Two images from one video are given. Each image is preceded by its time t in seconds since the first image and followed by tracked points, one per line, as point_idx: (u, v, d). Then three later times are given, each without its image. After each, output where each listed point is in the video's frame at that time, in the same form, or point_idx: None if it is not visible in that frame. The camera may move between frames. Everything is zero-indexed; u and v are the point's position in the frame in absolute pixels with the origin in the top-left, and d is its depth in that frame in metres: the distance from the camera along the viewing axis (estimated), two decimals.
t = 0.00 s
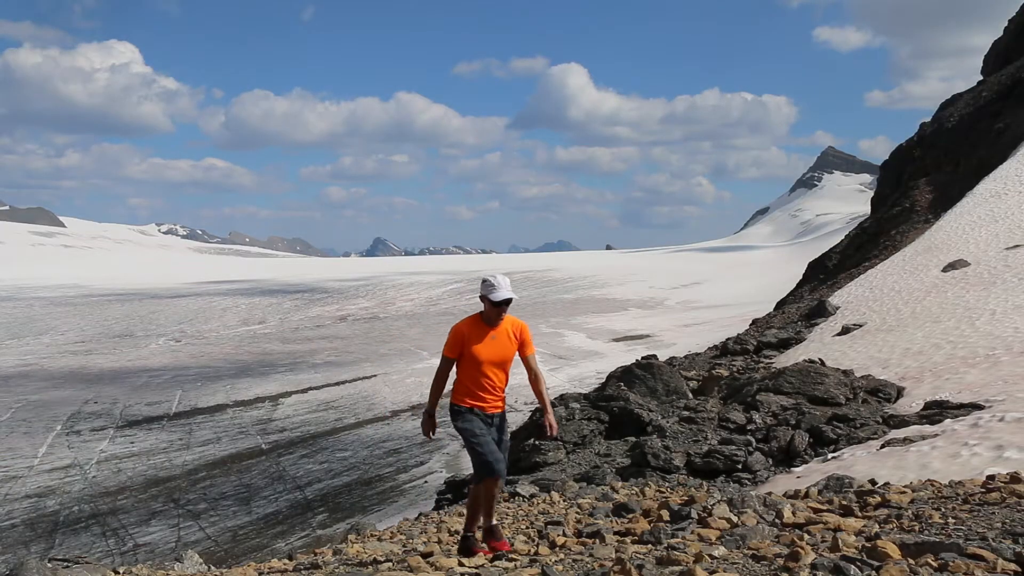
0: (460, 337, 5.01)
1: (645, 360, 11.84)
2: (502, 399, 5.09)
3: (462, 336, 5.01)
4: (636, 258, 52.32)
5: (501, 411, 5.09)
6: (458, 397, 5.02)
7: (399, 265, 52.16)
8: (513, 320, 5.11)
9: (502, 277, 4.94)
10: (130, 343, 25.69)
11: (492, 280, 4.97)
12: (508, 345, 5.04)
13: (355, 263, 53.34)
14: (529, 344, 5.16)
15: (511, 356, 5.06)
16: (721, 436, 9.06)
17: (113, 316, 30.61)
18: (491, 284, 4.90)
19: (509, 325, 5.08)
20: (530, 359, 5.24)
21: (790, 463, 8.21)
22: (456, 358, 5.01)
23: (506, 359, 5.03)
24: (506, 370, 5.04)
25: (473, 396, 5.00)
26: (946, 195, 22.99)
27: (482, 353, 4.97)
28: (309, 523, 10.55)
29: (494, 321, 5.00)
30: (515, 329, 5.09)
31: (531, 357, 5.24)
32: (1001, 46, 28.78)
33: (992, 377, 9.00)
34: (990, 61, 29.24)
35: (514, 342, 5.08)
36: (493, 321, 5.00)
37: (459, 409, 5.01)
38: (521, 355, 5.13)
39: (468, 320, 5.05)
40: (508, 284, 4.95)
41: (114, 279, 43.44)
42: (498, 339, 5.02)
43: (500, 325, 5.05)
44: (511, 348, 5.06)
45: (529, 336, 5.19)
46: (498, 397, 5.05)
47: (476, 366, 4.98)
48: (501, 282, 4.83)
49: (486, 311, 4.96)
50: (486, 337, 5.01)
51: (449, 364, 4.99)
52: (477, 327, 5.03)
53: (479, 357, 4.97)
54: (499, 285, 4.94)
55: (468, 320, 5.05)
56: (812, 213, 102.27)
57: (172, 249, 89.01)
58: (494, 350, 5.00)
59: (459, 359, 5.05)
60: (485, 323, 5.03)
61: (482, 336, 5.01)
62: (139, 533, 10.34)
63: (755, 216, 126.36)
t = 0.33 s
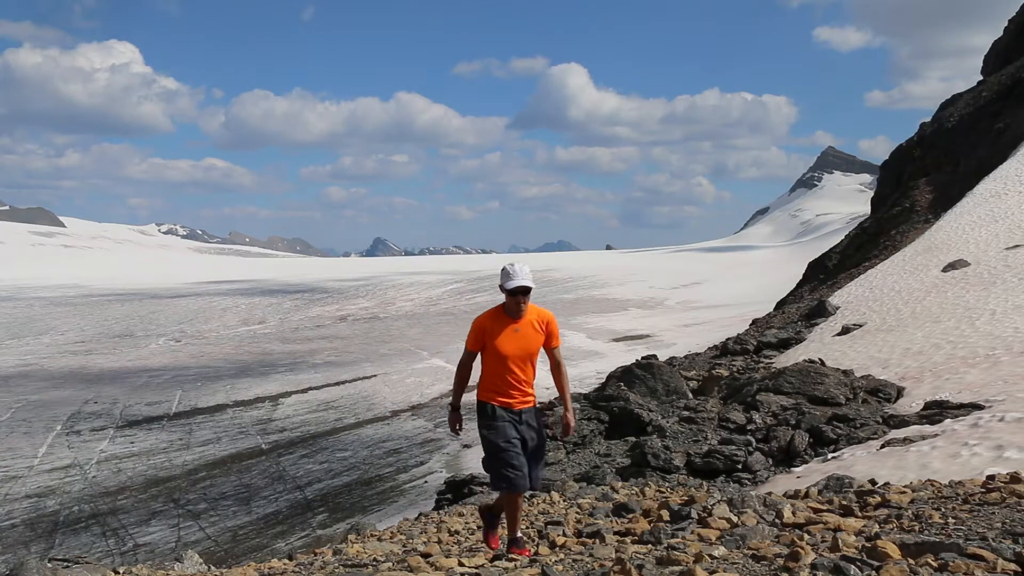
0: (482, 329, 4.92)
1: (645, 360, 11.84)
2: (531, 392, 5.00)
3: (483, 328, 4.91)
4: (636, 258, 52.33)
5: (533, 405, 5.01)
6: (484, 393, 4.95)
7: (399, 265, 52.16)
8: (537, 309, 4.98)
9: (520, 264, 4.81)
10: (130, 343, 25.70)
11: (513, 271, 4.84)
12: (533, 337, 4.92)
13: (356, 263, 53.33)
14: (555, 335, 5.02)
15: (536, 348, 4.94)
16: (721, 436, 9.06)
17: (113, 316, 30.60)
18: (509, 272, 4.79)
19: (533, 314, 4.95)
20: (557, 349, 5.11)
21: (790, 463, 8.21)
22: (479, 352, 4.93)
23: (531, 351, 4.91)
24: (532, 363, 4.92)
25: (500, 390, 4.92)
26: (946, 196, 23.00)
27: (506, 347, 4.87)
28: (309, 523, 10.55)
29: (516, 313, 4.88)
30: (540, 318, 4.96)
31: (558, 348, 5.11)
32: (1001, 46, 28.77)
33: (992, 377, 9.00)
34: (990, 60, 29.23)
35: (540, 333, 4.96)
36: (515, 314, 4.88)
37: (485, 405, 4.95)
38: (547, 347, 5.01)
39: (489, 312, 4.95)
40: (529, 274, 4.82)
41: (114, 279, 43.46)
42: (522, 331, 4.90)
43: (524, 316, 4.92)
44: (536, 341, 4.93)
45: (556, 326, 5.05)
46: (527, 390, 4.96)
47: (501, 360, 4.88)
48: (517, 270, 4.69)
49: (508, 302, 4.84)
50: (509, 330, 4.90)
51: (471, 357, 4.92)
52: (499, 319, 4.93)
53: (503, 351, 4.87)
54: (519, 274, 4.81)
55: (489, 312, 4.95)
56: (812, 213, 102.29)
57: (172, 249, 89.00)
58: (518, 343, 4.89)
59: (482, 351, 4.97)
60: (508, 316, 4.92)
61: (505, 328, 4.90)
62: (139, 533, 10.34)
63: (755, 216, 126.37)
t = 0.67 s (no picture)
0: (508, 314, 4.60)
1: (645, 360, 11.83)
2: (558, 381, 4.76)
3: (508, 314, 4.60)
4: (636, 258, 52.32)
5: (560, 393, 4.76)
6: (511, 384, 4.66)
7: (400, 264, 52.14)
8: (560, 296, 4.72)
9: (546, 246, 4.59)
10: (129, 343, 25.69)
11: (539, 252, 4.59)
12: (558, 324, 4.66)
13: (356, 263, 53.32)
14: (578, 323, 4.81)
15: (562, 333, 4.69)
16: (721, 436, 9.06)
17: (113, 316, 30.59)
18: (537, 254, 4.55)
19: (557, 302, 4.69)
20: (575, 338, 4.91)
21: (790, 463, 8.21)
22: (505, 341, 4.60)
23: (557, 339, 4.65)
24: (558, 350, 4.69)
25: (526, 381, 4.65)
26: (946, 196, 23.00)
27: (533, 335, 4.59)
28: (309, 523, 10.55)
29: (540, 298, 4.62)
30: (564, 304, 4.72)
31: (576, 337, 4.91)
32: (1001, 46, 28.76)
33: (992, 377, 9.01)
34: (990, 60, 29.21)
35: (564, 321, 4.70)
36: (542, 299, 4.62)
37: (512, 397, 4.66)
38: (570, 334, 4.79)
39: (512, 298, 4.65)
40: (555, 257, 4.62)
41: (114, 279, 43.46)
42: (548, 318, 4.63)
43: (550, 301, 4.67)
44: (563, 328, 4.68)
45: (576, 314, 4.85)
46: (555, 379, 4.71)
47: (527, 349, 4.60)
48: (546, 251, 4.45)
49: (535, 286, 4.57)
50: (535, 317, 4.62)
51: (494, 345, 4.58)
52: (524, 306, 4.64)
53: (529, 338, 4.59)
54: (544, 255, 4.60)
55: (513, 297, 4.65)
56: (812, 213, 102.29)
57: (172, 250, 88.98)
58: (544, 330, 4.61)
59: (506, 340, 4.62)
60: (533, 301, 4.65)
61: (531, 315, 4.62)
62: (139, 533, 10.33)
63: (755, 216, 126.45)
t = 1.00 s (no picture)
0: (536, 297, 4.53)
1: (645, 360, 11.83)
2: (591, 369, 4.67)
3: (536, 297, 4.53)
4: (637, 258, 52.31)
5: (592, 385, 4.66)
6: (539, 371, 4.58)
7: (400, 264, 52.12)
8: (593, 279, 4.61)
9: (575, 224, 4.49)
10: (129, 343, 25.69)
11: (567, 231, 4.49)
12: (588, 309, 4.55)
13: (356, 263, 53.31)
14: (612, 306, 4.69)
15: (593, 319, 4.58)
16: (721, 436, 9.06)
17: (113, 316, 30.59)
18: (564, 233, 4.47)
19: (589, 285, 4.58)
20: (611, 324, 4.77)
21: (790, 463, 8.22)
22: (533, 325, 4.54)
23: (588, 325, 4.55)
24: (590, 337, 4.58)
25: (554, 369, 4.56)
26: (946, 195, 23.01)
27: (561, 320, 4.50)
28: (309, 523, 10.55)
29: (570, 281, 4.51)
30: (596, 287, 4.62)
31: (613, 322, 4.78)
32: (1001, 46, 28.75)
33: (991, 377, 9.01)
34: (990, 60, 29.21)
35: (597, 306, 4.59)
36: (572, 282, 4.52)
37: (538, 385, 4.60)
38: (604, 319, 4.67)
39: (540, 281, 4.57)
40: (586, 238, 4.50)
41: (114, 279, 43.48)
42: (577, 302, 4.53)
43: (580, 284, 4.56)
44: (593, 313, 4.57)
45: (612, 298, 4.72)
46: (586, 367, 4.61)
47: (556, 334, 4.51)
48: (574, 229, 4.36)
49: (563, 268, 4.49)
50: (562, 300, 4.52)
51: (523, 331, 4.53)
52: (554, 288, 4.55)
53: (557, 323, 4.50)
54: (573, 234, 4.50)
55: (542, 280, 4.58)
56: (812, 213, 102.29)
57: (172, 249, 89.00)
58: (573, 314, 4.52)
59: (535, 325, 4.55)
60: (562, 284, 4.55)
61: (559, 298, 4.52)
62: (139, 533, 10.33)
63: (755, 216, 126.51)
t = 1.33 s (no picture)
0: (536, 290, 4.64)
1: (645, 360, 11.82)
2: (602, 363, 4.61)
3: (536, 293, 4.64)
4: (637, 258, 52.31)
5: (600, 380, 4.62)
6: (542, 364, 4.66)
7: (400, 264, 52.10)
8: (596, 269, 4.50)
9: (566, 215, 4.41)
10: (129, 343, 25.68)
11: (559, 224, 4.44)
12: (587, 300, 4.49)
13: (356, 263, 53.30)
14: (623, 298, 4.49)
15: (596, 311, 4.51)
16: (721, 436, 9.06)
17: (113, 316, 30.58)
18: (555, 225, 4.43)
19: (589, 275, 4.50)
20: (631, 312, 4.56)
21: (790, 463, 8.23)
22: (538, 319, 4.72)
23: (588, 317, 4.50)
24: (593, 327, 4.51)
25: (560, 362, 4.59)
26: (946, 195, 23.03)
27: (557, 313, 4.55)
28: (309, 523, 10.55)
29: (567, 275, 4.49)
30: (601, 277, 4.50)
31: (632, 311, 4.56)
32: (1001, 46, 28.75)
33: (991, 377, 9.01)
34: (990, 60, 29.20)
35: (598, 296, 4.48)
36: (569, 277, 4.50)
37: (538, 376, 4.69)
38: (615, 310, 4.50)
39: (544, 272, 4.63)
40: (577, 230, 4.40)
41: (114, 278, 43.50)
42: (577, 295, 4.49)
43: (580, 276, 4.50)
44: (596, 305, 4.49)
45: (625, 288, 4.52)
46: (593, 362, 4.58)
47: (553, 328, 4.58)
48: (554, 222, 4.29)
49: (557, 263, 4.49)
50: (561, 293, 4.53)
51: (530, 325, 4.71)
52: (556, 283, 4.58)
53: (554, 317, 4.56)
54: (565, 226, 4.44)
55: (546, 275, 4.61)
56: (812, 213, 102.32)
57: (171, 249, 88.96)
58: (569, 308, 4.51)
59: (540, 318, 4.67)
60: (562, 278, 4.55)
61: (557, 290, 4.56)
62: (139, 533, 10.33)
63: (754, 216, 126.56)
